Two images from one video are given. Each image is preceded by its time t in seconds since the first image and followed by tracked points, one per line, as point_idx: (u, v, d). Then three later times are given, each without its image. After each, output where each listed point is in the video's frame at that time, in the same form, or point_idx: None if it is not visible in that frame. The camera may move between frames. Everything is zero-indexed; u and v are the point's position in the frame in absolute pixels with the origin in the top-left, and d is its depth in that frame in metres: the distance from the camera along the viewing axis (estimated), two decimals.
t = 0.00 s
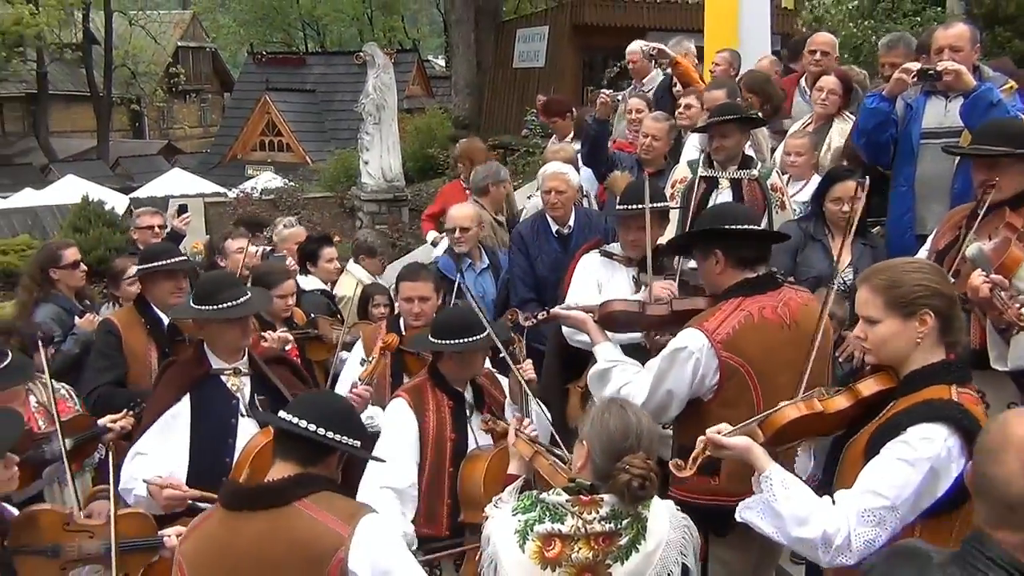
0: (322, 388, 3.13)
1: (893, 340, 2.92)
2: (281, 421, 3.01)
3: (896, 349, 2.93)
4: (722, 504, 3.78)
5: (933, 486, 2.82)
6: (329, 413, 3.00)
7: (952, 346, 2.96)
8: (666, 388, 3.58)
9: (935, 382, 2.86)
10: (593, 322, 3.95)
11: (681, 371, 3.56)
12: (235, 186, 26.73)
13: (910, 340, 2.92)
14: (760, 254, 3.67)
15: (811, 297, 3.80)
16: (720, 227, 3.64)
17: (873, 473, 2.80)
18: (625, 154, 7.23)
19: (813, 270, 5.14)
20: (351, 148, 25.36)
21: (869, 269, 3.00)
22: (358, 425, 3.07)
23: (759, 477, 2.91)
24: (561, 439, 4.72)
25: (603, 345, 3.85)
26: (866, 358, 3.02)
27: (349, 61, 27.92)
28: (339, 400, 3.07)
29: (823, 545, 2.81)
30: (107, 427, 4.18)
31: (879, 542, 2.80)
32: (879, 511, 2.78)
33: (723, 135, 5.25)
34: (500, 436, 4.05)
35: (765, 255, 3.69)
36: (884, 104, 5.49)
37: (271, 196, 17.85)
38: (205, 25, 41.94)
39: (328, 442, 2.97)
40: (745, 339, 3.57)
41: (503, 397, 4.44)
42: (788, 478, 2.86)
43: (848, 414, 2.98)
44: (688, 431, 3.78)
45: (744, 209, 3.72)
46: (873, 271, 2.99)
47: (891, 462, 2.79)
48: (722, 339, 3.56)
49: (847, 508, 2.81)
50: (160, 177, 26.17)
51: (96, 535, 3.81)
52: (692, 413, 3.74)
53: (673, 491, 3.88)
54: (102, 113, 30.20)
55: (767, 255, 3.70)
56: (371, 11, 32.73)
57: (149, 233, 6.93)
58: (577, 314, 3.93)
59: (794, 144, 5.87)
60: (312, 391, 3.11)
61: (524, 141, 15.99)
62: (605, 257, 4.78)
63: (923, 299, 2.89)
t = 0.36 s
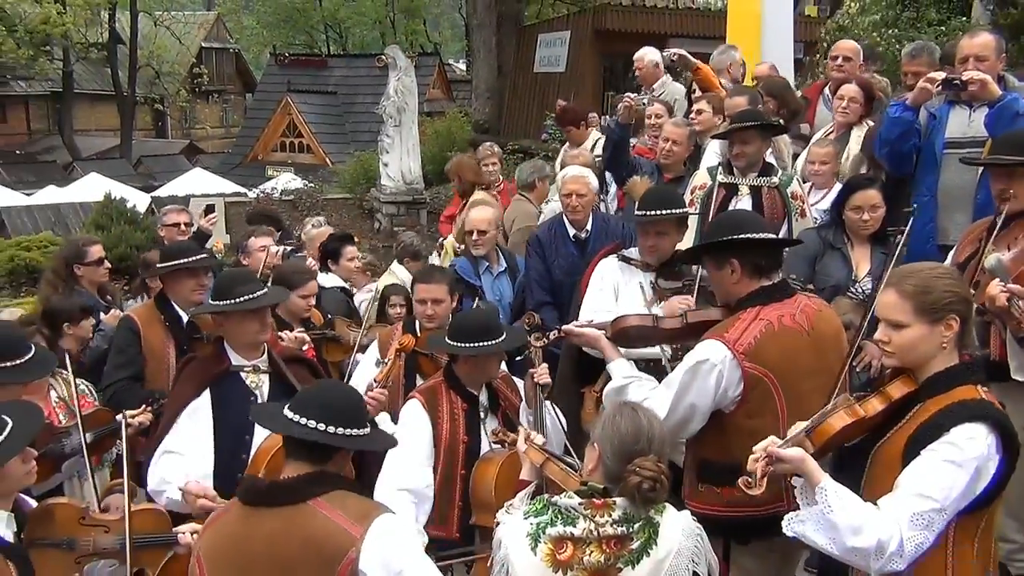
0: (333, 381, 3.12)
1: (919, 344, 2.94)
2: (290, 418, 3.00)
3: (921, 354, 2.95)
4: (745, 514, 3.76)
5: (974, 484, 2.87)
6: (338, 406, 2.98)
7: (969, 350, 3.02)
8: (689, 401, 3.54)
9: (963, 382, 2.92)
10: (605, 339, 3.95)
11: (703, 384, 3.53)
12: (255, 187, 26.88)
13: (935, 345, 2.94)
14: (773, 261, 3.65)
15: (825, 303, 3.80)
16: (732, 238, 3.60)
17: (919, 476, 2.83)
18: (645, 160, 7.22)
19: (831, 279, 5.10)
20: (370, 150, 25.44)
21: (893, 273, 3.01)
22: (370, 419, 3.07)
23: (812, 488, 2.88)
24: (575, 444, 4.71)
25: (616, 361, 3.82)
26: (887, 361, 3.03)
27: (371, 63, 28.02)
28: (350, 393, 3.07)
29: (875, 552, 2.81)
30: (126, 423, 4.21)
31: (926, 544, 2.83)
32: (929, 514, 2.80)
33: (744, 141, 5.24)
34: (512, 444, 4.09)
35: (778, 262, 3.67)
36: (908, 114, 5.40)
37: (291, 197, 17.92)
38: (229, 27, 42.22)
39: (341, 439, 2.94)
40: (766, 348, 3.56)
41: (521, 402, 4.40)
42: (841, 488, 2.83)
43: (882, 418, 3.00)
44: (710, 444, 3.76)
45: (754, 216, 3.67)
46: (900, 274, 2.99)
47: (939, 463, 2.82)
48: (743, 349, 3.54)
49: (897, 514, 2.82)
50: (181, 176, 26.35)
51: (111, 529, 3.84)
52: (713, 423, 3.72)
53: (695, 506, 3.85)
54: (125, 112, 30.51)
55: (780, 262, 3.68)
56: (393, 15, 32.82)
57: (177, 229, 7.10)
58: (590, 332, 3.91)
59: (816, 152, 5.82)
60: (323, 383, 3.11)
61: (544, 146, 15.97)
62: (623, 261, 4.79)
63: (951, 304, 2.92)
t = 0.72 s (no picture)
0: (319, 374, 3.01)
1: (927, 347, 3.01)
2: (291, 432, 2.90)
3: (929, 356, 3.01)
4: (746, 519, 3.74)
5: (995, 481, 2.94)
6: (335, 410, 2.90)
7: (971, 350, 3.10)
8: (701, 400, 3.56)
9: (972, 381, 2.99)
10: (623, 338, 3.99)
11: (715, 384, 3.55)
12: (270, 185, 26.97)
13: (942, 347, 3.01)
14: (795, 268, 3.65)
15: (840, 309, 3.78)
16: (757, 240, 3.58)
17: (947, 478, 2.87)
18: (661, 165, 7.23)
19: (845, 287, 5.07)
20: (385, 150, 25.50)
21: (899, 280, 3.09)
22: (369, 406, 3.01)
23: (850, 500, 2.84)
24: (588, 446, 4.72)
25: (634, 361, 3.87)
26: (895, 364, 3.09)
27: (388, 64, 28.08)
28: (341, 385, 2.97)
29: (914, 557, 2.81)
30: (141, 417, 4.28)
31: (957, 543, 2.88)
32: (960, 513, 2.86)
33: (760, 146, 5.22)
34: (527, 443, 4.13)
35: (800, 268, 3.67)
36: (926, 125, 5.39)
37: (306, 196, 17.98)
38: (248, 26, 42.39)
39: (353, 447, 2.88)
40: (779, 351, 3.54)
41: (530, 403, 4.45)
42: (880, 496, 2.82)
43: (902, 421, 3.05)
44: (719, 445, 3.78)
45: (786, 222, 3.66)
46: (907, 280, 3.07)
47: (964, 463, 2.87)
48: (755, 350, 3.54)
49: (929, 516, 2.84)
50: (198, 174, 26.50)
51: (124, 522, 3.87)
52: (724, 425, 3.73)
53: (704, 507, 3.86)
54: (143, 108, 30.69)
55: (801, 268, 3.66)
56: (410, 16, 32.87)
57: (197, 226, 7.19)
58: (609, 330, 3.98)
59: (832, 160, 5.79)
60: (310, 381, 2.99)
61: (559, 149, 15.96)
62: (638, 266, 4.78)
63: (957, 307, 2.99)
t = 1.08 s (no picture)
0: (299, 375, 2.97)
1: (926, 349, 2.99)
2: (279, 438, 2.85)
3: (929, 357, 2.99)
4: (747, 521, 3.73)
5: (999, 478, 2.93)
6: (317, 414, 2.86)
7: (971, 351, 3.07)
8: (707, 401, 3.55)
9: (973, 380, 2.99)
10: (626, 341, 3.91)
11: (721, 385, 3.54)
12: (280, 182, 27.06)
13: (942, 348, 3.00)
14: (801, 272, 3.64)
15: (843, 312, 3.79)
16: (761, 243, 3.60)
17: (951, 474, 2.86)
18: (671, 168, 7.22)
19: (853, 291, 5.04)
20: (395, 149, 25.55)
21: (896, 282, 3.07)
22: (356, 400, 2.97)
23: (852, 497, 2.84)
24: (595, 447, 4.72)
25: (638, 363, 3.78)
26: (898, 366, 3.08)
27: (399, 64, 28.13)
28: (323, 383, 2.94)
29: (918, 554, 2.82)
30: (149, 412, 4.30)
31: (964, 541, 2.87)
32: (964, 510, 2.85)
33: (772, 148, 5.21)
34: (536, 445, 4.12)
35: (806, 271, 3.66)
36: (939, 131, 5.41)
37: (316, 194, 18.02)
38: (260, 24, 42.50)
39: (341, 449, 2.83)
40: (784, 353, 3.55)
41: (540, 404, 4.44)
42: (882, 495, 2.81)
43: (905, 421, 3.04)
44: (722, 447, 3.78)
45: (791, 227, 3.66)
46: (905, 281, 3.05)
47: (967, 460, 2.87)
48: (762, 352, 3.53)
49: (932, 513, 2.84)
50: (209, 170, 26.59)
51: (132, 516, 3.88)
52: (728, 428, 3.72)
53: (708, 510, 3.84)
54: (155, 105, 30.81)
55: (806, 272, 3.66)
56: (421, 16, 32.91)
57: (210, 222, 7.27)
58: (612, 333, 3.88)
59: (844, 165, 5.77)
60: (292, 383, 2.96)
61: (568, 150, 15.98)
62: (647, 268, 4.78)
63: (954, 307, 2.98)
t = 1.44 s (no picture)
0: (303, 375, 2.97)
1: (938, 348, 2.99)
2: (288, 438, 2.86)
3: (941, 358, 3.00)
4: (748, 520, 3.74)
5: (1001, 485, 2.88)
6: (326, 415, 2.86)
7: (991, 355, 3.04)
8: (709, 399, 3.56)
9: (984, 385, 2.95)
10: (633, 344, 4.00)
11: (721, 383, 3.55)
12: (288, 181, 27.10)
13: (954, 349, 2.99)
14: (803, 271, 3.63)
15: (849, 313, 3.76)
16: (763, 241, 3.60)
17: (944, 475, 2.86)
18: (679, 168, 7.21)
19: (860, 291, 5.05)
20: (403, 148, 25.57)
21: (912, 281, 3.10)
22: (362, 396, 2.97)
23: (835, 486, 3.00)
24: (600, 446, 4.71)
25: (643, 365, 3.84)
26: (909, 365, 3.08)
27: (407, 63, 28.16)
28: (327, 381, 2.94)
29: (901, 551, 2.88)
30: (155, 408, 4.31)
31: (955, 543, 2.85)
32: (954, 512, 2.83)
33: (780, 148, 5.20)
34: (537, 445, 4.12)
35: (809, 270, 3.64)
36: (947, 132, 5.40)
37: (323, 192, 18.05)
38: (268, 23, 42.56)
39: (347, 447, 2.83)
40: (784, 351, 3.54)
41: (547, 406, 4.37)
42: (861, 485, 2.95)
43: (908, 419, 3.05)
44: (724, 447, 3.77)
45: (797, 226, 3.66)
46: (920, 280, 3.08)
47: (963, 462, 2.85)
48: (762, 350, 3.53)
49: (922, 514, 2.85)
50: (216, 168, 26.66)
51: (139, 512, 3.90)
52: (730, 427, 3.71)
53: (709, 508, 3.84)
54: (164, 103, 30.91)
55: (809, 270, 3.64)
56: (429, 15, 32.93)
57: (219, 220, 7.30)
58: (618, 336, 4.00)
59: (854, 165, 5.75)
60: (294, 383, 2.96)
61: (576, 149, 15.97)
62: (651, 267, 4.77)
63: (966, 308, 2.99)
